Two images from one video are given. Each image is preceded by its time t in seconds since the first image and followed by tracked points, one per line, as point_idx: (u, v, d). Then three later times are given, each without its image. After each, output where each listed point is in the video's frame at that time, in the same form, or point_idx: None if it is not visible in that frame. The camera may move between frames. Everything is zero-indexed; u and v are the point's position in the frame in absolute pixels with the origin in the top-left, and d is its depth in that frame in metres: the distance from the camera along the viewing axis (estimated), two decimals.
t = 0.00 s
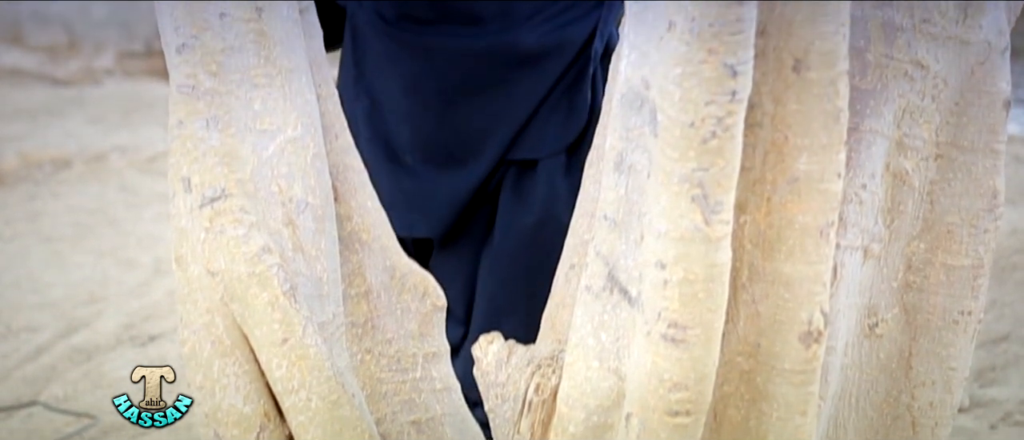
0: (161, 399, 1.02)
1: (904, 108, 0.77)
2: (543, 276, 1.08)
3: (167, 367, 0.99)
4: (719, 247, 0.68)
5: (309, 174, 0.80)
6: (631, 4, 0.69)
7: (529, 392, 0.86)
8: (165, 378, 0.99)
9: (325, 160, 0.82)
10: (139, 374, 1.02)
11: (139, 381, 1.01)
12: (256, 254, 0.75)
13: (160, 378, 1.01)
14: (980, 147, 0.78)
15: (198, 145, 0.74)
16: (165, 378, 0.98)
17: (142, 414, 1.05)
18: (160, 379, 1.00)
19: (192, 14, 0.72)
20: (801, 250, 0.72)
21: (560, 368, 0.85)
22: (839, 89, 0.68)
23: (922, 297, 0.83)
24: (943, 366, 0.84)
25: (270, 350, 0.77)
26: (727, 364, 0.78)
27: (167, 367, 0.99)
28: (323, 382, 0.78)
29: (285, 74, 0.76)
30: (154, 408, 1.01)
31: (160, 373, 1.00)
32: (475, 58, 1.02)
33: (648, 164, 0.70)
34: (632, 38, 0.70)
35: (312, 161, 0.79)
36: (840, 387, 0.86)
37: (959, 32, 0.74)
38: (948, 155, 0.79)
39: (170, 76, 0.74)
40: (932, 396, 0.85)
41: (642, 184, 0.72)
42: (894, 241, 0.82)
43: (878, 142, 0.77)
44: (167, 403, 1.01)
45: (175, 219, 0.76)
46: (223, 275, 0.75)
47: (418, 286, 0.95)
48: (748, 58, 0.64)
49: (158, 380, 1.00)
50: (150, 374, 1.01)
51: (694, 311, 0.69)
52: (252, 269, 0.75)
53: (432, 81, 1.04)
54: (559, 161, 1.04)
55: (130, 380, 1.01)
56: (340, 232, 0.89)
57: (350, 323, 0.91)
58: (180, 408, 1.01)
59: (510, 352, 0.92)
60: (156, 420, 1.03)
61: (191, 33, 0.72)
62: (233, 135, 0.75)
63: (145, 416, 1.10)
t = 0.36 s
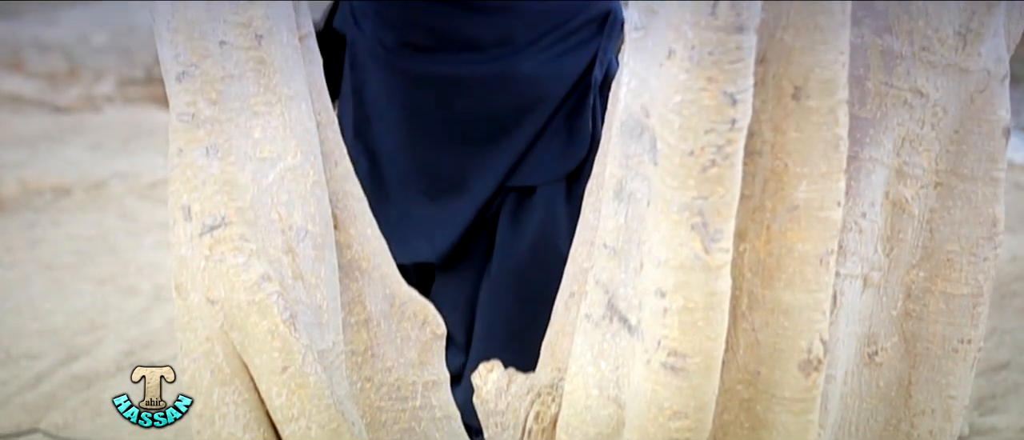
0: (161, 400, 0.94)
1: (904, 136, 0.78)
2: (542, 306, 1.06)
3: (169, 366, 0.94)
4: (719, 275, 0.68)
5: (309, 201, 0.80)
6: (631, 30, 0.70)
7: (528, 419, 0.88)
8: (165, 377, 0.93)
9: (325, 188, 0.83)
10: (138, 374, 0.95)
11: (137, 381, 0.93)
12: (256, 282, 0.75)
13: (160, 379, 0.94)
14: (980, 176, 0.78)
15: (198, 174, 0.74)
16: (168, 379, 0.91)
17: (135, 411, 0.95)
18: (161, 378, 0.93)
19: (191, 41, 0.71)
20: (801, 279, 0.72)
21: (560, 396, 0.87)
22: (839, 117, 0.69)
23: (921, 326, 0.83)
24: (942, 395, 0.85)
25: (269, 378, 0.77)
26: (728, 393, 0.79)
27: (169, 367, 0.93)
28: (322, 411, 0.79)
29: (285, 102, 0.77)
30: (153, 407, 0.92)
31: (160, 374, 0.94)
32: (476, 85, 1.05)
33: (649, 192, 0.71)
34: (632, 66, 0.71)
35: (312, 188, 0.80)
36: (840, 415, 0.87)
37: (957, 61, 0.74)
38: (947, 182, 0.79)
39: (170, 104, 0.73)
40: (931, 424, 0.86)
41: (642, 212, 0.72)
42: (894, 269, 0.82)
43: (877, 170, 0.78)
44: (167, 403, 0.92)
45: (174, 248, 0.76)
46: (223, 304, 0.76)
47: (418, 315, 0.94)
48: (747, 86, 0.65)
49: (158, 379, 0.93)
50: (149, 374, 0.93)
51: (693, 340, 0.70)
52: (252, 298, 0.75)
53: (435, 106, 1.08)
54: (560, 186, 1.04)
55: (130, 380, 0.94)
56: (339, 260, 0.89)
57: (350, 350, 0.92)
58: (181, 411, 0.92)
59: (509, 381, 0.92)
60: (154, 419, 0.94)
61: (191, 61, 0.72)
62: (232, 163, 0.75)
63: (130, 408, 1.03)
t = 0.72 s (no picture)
0: (161, 401, 0.92)
1: (904, 163, 0.78)
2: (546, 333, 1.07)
3: (171, 366, 0.92)
4: (719, 302, 0.69)
5: (309, 228, 0.80)
6: (631, 58, 0.70)
7: None
8: (166, 379, 0.91)
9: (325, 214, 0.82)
10: (138, 373, 0.93)
11: (137, 381, 0.92)
12: (255, 309, 0.76)
13: (161, 379, 0.93)
14: (980, 202, 0.79)
15: (198, 201, 0.75)
16: (166, 378, 0.89)
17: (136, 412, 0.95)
18: (161, 378, 0.92)
19: (191, 69, 0.73)
20: (801, 306, 0.72)
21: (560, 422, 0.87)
22: (839, 145, 0.69)
23: (922, 352, 0.83)
24: (943, 421, 0.84)
25: (269, 405, 0.77)
26: (727, 420, 0.78)
27: (169, 367, 0.91)
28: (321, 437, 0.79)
29: (285, 129, 0.77)
30: (153, 408, 0.91)
31: (160, 373, 0.92)
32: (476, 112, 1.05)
33: (648, 220, 0.71)
34: (632, 93, 0.71)
35: (312, 215, 0.80)
36: None
37: (959, 87, 0.75)
38: (947, 209, 0.80)
39: (170, 131, 0.74)
40: None
41: (642, 240, 0.72)
42: (894, 296, 0.82)
43: (877, 198, 0.78)
44: (166, 404, 0.91)
45: (175, 275, 0.77)
46: (224, 331, 0.76)
47: (418, 341, 0.94)
48: (747, 113, 0.65)
49: (159, 380, 0.91)
50: (149, 374, 0.92)
51: (693, 367, 0.70)
52: (252, 325, 0.76)
53: (434, 135, 1.07)
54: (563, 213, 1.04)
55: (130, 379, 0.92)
56: (340, 286, 0.89)
57: (350, 377, 0.91)
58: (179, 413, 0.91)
59: (509, 407, 1.05)
60: (153, 419, 0.92)
61: (192, 88, 0.73)
62: (233, 190, 0.75)
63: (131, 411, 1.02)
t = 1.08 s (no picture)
0: (161, 401, 0.91)
1: (905, 187, 0.78)
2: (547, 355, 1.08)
3: (171, 365, 0.91)
4: (719, 327, 0.69)
5: (309, 252, 0.79)
6: (631, 83, 0.71)
7: None
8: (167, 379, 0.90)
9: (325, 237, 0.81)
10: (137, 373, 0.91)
11: (136, 381, 0.90)
12: (256, 333, 0.76)
13: (161, 379, 0.92)
14: (981, 226, 0.80)
15: (198, 224, 0.76)
16: (167, 378, 0.88)
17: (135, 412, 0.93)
18: (161, 377, 0.90)
19: (192, 92, 0.73)
20: (801, 331, 0.73)
21: None
22: (839, 169, 0.70)
23: (922, 377, 0.84)
24: None
25: (269, 429, 0.78)
26: None
27: (169, 366, 0.89)
28: None
29: (285, 153, 0.77)
30: (153, 407, 0.90)
31: (160, 373, 0.91)
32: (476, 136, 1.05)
33: (649, 244, 0.71)
34: (632, 118, 0.72)
35: (312, 239, 0.79)
36: None
37: (958, 111, 0.76)
38: (948, 233, 0.80)
39: (171, 154, 0.76)
40: None
41: (643, 264, 0.72)
42: (894, 321, 0.82)
43: (878, 222, 0.78)
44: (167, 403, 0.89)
45: (176, 298, 0.78)
46: (224, 354, 0.77)
47: (418, 365, 0.94)
48: (747, 138, 0.66)
49: (159, 380, 0.90)
50: (149, 374, 0.91)
51: (695, 391, 0.70)
52: (253, 348, 0.76)
53: (436, 157, 1.08)
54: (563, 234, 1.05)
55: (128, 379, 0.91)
56: (340, 310, 0.89)
57: (350, 401, 0.91)
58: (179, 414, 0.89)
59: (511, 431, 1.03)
60: (153, 420, 0.91)
61: (192, 112, 0.74)
62: (233, 214, 0.76)
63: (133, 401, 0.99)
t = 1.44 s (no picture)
0: (161, 401, 0.87)
1: (906, 211, 0.79)
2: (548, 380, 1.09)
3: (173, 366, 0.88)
4: (721, 351, 0.69)
5: (311, 276, 0.79)
6: (632, 107, 0.72)
7: None
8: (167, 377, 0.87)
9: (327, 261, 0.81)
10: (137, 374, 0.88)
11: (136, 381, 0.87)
12: (257, 357, 0.77)
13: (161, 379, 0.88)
14: (982, 250, 0.79)
15: (200, 248, 0.77)
16: (167, 379, 0.85)
17: (134, 413, 0.89)
18: (162, 377, 0.86)
19: (194, 117, 0.74)
20: (804, 355, 0.73)
21: None
22: (840, 194, 0.70)
23: (924, 400, 0.84)
24: None
25: None
26: None
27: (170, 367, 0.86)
28: None
29: (287, 177, 0.77)
30: (153, 407, 0.86)
31: (160, 373, 0.87)
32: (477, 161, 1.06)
33: (651, 268, 0.71)
34: (633, 143, 0.72)
35: (313, 263, 0.79)
36: None
37: (959, 135, 0.76)
38: (950, 257, 0.80)
39: (174, 178, 0.77)
40: None
41: (644, 289, 0.72)
42: (897, 344, 0.83)
43: (879, 246, 0.79)
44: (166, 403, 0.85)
45: (179, 322, 0.79)
46: (226, 377, 0.78)
47: (419, 388, 0.94)
48: (749, 163, 0.66)
49: (159, 380, 0.87)
50: (149, 374, 0.87)
51: (697, 415, 0.70)
52: (254, 372, 0.77)
53: (436, 181, 1.09)
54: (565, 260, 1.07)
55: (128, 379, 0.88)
56: (341, 334, 0.88)
57: (351, 425, 0.89)
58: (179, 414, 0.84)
59: None
60: (152, 421, 0.87)
61: (193, 136, 0.75)
62: (235, 238, 0.77)
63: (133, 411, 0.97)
